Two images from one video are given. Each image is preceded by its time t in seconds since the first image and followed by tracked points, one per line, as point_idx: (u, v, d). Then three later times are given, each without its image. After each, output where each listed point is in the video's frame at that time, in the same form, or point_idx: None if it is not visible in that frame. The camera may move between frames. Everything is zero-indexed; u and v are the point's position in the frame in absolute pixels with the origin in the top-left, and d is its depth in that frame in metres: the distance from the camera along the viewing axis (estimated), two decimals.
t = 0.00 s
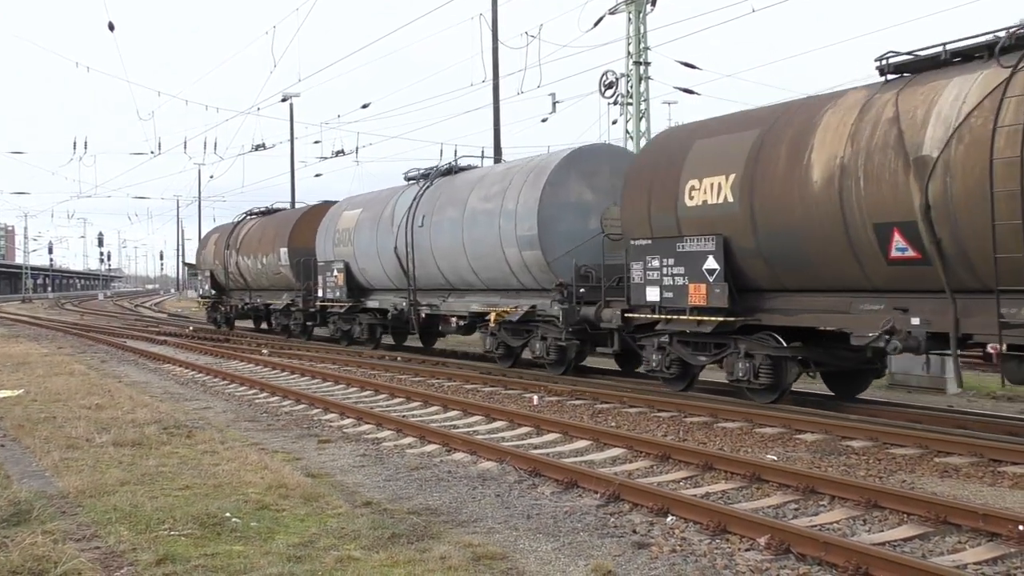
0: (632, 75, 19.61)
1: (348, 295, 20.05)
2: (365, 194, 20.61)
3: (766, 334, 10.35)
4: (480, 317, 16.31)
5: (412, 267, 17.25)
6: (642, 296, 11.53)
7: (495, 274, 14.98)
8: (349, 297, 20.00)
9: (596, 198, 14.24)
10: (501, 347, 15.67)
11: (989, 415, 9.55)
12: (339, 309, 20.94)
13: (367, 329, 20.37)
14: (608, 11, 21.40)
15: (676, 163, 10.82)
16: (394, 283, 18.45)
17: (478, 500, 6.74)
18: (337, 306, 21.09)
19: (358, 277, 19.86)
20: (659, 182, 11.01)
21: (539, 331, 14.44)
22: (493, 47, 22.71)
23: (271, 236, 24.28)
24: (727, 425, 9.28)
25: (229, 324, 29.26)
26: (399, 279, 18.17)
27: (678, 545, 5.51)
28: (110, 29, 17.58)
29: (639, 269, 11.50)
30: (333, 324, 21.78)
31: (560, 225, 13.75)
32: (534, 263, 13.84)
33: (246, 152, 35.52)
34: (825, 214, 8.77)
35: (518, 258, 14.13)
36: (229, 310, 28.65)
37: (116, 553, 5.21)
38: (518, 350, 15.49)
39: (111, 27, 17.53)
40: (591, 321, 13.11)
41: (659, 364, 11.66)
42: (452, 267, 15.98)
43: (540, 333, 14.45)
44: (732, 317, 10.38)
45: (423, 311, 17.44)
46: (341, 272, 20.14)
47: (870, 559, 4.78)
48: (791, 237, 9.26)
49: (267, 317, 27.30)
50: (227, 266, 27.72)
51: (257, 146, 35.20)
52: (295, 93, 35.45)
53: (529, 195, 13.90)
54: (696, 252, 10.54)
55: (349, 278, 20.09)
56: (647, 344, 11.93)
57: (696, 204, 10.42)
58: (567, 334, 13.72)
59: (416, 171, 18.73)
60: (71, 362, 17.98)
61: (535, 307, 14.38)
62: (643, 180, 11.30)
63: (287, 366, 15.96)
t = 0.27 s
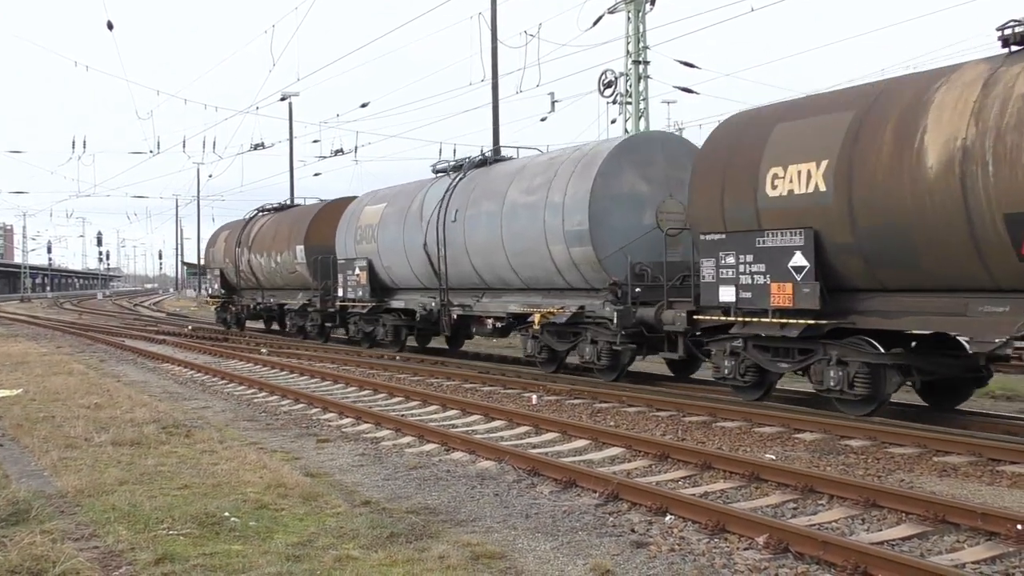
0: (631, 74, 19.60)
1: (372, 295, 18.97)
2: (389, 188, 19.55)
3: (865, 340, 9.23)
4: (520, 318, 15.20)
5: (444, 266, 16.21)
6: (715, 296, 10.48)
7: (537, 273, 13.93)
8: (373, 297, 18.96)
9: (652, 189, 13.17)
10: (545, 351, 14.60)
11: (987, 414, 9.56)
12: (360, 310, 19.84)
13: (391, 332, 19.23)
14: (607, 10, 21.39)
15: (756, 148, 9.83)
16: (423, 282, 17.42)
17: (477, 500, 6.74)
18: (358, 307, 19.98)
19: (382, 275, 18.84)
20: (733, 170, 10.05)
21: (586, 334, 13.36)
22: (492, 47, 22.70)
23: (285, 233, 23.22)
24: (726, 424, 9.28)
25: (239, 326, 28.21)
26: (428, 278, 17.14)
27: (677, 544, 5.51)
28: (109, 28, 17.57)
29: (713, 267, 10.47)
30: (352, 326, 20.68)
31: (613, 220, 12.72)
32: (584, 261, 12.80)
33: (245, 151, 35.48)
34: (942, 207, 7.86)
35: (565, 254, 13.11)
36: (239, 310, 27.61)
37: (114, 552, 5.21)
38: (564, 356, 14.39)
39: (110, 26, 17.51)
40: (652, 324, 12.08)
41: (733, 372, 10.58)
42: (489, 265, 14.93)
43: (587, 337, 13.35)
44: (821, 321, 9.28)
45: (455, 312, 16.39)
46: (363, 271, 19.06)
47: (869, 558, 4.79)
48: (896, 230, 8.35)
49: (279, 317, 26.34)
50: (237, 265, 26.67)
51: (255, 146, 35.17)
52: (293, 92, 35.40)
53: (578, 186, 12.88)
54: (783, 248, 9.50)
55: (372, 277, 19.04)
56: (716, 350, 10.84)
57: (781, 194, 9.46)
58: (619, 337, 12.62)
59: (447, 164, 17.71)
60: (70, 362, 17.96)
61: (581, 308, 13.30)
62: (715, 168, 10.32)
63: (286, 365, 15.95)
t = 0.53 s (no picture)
0: (628, 74, 19.59)
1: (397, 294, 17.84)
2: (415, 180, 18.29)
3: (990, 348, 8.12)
4: (570, 320, 14.01)
5: (481, 263, 15.04)
6: (810, 297, 9.36)
7: (588, 270, 12.79)
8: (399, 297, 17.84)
9: (721, 178, 12.02)
10: (598, 356, 13.49)
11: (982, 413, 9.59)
12: (385, 311, 18.64)
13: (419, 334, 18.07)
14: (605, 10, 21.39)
15: (859, 129, 8.74)
16: (455, 281, 16.28)
17: (474, 499, 6.74)
18: (382, 307, 18.91)
19: (409, 275, 17.64)
20: (834, 155, 8.93)
21: (647, 339, 12.18)
22: (490, 46, 22.69)
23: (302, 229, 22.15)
24: (724, 424, 9.28)
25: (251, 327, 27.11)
26: (461, 276, 15.97)
27: (674, 544, 5.51)
28: (106, 26, 17.54)
29: (806, 265, 9.38)
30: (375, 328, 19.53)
31: (679, 212, 11.62)
32: (646, 257, 11.70)
33: (242, 151, 35.43)
34: None
35: (623, 250, 11.96)
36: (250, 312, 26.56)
37: (111, 552, 5.20)
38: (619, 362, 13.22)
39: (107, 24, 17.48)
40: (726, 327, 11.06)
41: (829, 382, 9.39)
42: (533, 261, 13.76)
43: (649, 342, 12.16)
44: (943, 325, 8.20)
45: (494, 314, 15.21)
46: (389, 269, 17.85)
47: (865, 557, 4.79)
48: None
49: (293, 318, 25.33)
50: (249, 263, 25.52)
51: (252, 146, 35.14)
52: (291, 92, 35.38)
53: (640, 174, 11.74)
54: (895, 243, 8.38)
55: (399, 276, 17.84)
56: (810, 357, 9.69)
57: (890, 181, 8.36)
58: (688, 342, 11.44)
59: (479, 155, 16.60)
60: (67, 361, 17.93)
61: (643, 309, 12.12)
62: (808, 154, 9.24)
63: (283, 364, 15.94)
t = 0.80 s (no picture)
0: (625, 73, 19.59)
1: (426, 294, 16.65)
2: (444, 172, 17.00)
3: None
4: (624, 324, 12.82)
5: (523, 260, 13.82)
6: (922, 299, 8.13)
7: (647, 268, 11.60)
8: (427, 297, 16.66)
9: (800, 167, 10.77)
10: (658, 361, 12.02)
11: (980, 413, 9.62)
12: (412, 313, 17.54)
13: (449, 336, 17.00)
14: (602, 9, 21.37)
15: (983, 108, 7.63)
16: (491, 280, 15.09)
17: (471, 499, 6.73)
18: (409, 308, 17.73)
19: (438, 273, 16.48)
20: (950, 138, 7.85)
21: (715, 343, 11.00)
22: (487, 45, 22.67)
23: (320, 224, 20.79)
24: (720, 423, 9.29)
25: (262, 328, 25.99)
26: (499, 275, 14.76)
27: (671, 543, 5.52)
28: (102, 25, 17.54)
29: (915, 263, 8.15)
30: (398, 329, 18.41)
31: (754, 206, 10.39)
32: (714, 255, 10.52)
33: (239, 150, 35.42)
34: None
35: (689, 245, 10.79)
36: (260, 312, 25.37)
37: (108, 552, 5.20)
38: (706, 351, 11.11)
39: (103, 22, 17.45)
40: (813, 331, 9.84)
41: (943, 395, 8.20)
42: (583, 258, 12.56)
43: (717, 346, 10.96)
44: None
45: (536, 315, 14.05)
46: (417, 267, 16.69)
47: (861, 556, 4.80)
48: None
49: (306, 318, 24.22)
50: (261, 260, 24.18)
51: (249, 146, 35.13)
52: (288, 92, 35.28)
53: (709, 164, 10.54)
54: None
55: (427, 275, 16.66)
56: (917, 366, 8.49)
57: None
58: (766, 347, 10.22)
59: (516, 145, 15.38)
60: (63, 361, 17.91)
61: (711, 310, 10.96)
62: (918, 138, 8.14)
63: (280, 364, 15.93)
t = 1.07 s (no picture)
0: (622, 73, 19.61)
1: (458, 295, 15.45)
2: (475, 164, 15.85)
3: None
4: (685, 326, 11.61)
5: (568, 257, 12.62)
6: None
7: (716, 265, 10.40)
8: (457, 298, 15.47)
9: (892, 154, 9.62)
10: (728, 368, 10.79)
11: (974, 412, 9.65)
12: (440, 314, 16.48)
13: (481, 339, 15.87)
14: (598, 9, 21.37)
15: None
16: (529, 278, 13.92)
17: (467, 498, 6.74)
18: (437, 309, 16.65)
19: (470, 272, 15.38)
20: None
21: (796, 349, 9.83)
22: (483, 45, 22.68)
23: (339, 220, 19.93)
24: (716, 423, 9.30)
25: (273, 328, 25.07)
26: (539, 273, 13.58)
27: (666, 542, 5.53)
28: (97, 26, 17.49)
29: None
30: (426, 330, 17.35)
31: (845, 195, 9.25)
32: (799, 252, 9.36)
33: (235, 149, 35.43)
34: None
35: (767, 240, 9.63)
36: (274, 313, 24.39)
37: (103, 552, 5.20)
38: (786, 357, 9.98)
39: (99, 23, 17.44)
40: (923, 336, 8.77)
41: None
42: (638, 255, 11.38)
43: (800, 353, 9.79)
44: None
45: (583, 317, 12.80)
46: (447, 265, 15.58)
47: (856, 555, 4.82)
48: None
49: (323, 318, 23.25)
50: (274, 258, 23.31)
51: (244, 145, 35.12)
52: (283, 92, 35.27)
53: (793, 149, 9.37)
54: None
55: (459, 274, 15.56)
56: None
57: None
58: (863, 352, 9.06)
59: (556, 134, 14.20)
60: (59, 361, 17.89)
61: (791, 312, 9.76)
62: None
63: (276, 364, 15.92)
